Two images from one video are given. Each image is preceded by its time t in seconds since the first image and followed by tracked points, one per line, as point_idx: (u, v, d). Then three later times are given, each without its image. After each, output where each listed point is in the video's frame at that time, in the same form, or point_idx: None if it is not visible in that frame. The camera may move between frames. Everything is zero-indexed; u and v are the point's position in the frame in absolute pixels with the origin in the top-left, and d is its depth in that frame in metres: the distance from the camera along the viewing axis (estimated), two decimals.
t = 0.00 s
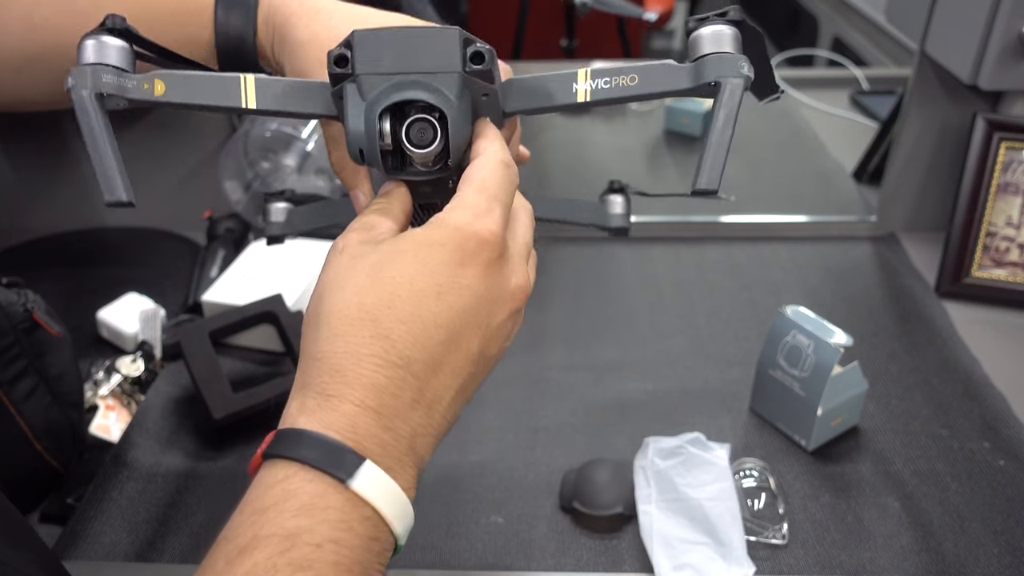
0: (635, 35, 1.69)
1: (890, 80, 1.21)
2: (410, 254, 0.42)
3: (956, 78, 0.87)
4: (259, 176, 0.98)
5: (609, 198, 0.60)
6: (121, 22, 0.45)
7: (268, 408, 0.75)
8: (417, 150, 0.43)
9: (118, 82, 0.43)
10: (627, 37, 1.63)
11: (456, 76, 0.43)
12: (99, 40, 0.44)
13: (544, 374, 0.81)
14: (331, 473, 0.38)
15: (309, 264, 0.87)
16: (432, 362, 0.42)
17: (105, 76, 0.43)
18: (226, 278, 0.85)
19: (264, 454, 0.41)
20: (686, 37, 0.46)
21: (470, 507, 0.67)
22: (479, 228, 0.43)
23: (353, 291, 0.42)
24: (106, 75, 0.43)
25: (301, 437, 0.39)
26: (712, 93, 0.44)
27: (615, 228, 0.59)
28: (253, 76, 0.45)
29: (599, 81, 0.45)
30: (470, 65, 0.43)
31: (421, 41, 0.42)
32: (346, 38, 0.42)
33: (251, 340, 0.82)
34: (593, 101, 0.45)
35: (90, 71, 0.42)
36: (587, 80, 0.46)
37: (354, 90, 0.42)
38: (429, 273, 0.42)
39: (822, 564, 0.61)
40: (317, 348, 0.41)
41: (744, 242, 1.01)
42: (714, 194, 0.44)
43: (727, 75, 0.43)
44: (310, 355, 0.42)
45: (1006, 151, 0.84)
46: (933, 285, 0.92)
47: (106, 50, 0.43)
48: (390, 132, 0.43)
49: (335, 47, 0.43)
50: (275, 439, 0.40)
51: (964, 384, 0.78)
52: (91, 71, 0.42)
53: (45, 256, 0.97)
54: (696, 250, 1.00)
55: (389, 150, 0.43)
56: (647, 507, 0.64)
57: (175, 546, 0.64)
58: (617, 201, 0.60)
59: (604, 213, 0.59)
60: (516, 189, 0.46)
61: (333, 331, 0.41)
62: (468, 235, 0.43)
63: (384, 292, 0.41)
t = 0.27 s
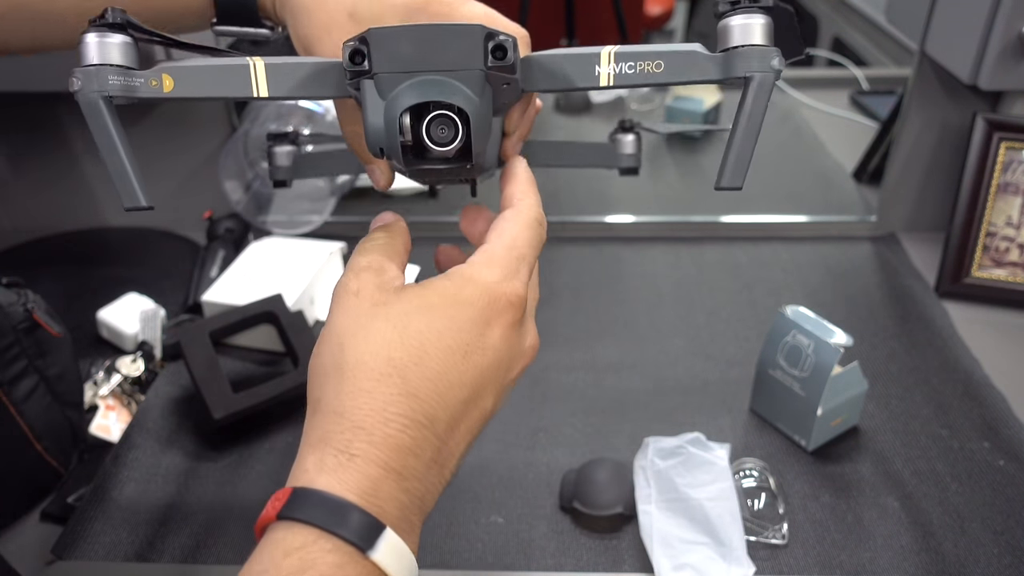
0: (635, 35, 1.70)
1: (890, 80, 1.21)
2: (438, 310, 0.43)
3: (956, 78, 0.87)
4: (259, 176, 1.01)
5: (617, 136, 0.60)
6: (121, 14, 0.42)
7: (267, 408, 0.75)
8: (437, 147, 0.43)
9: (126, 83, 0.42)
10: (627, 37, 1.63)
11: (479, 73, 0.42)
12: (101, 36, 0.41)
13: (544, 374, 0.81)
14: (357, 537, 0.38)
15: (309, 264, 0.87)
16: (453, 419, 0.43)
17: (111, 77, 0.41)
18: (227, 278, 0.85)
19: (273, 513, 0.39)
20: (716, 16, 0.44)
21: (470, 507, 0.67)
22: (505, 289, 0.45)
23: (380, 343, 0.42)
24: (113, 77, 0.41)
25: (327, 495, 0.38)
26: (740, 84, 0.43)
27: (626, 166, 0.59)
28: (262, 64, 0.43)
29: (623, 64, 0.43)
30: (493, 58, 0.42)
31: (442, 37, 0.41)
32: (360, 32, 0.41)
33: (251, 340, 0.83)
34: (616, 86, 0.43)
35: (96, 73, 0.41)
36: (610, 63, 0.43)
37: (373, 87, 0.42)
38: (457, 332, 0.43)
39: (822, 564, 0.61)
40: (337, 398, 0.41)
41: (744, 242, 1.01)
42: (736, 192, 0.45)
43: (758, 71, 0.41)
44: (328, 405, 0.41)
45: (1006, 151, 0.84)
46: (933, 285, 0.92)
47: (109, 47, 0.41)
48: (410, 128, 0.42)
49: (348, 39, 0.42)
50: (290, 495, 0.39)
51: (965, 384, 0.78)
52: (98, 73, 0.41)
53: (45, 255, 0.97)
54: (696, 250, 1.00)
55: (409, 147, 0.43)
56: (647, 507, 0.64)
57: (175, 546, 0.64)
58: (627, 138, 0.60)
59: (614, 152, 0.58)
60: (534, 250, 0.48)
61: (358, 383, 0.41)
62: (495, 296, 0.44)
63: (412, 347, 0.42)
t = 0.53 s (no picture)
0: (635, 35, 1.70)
1: (890, 80, 1.20)
2: (437, 350, 0.41)
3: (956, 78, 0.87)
4: (260, 176, 1.03)
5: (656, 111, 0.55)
6: (97, 39, 0.42)
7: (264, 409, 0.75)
8: (415, 179, 0.43)
9: (106, 110, 0.42)
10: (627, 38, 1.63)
11: (456, 110, 0.41)
12: (79, 63, 0.41)
13: (545, 374, 0.81)
14: None
15: (309, 264, 0.87)
16: (451, 459, 0.42)
17: (89, 106, 0.42)
18: (227, 278, 0.85)
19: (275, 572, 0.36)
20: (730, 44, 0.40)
21: (470, 507, 0.67)
22: (500, 323, 0.44)
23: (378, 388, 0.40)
24: (92, 106, 0.42)
25: (337, 556, 0.37)
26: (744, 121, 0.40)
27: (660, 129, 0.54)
28: (243, 76, 0.41)
29: (620, 90, 0.41)
30: (469, 93, 0.40)
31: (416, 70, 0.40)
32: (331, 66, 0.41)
33: (251, 340, 0.83)
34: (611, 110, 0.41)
35: (74, 102, 0.42)
36: (606, 84, 0.41)
37: (349, 120, 0.42)
38: (456, 372, 0.42)
39: (822, 564, 0.61)
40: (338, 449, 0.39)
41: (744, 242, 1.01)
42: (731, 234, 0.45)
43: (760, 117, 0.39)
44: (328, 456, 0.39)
45: (1006, 151, 0.84)
46: (933, 285, 0.92)
47: (86, 76, 0.42)
48: (388, 160, 0.42)
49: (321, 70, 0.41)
50: (292, 557, 0.36)
51: (965, 384, 0.78)
52: (75, 102, 0.42)
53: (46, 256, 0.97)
54: (696, 250, 1.00)
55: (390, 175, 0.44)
56: (647, 508, 0.64)
57: (174, 546, 0.64)
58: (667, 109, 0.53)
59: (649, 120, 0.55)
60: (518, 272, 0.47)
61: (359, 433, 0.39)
62: (491, 331, 0.43)
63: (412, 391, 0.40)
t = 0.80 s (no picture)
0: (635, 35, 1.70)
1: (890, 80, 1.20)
2: (458, 395, 0.41)
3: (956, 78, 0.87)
4: (260, 176, 1.03)
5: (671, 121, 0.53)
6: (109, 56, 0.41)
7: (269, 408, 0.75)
8: (436, 212, 0.43)
9: (115, 132, 0.41)
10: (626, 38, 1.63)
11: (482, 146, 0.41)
12: (88, 82, 0.40)
13: (545, 374, 0.81)
14: None
15: (309, 264, 0.87)
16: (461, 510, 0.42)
17: (98, 127, 0.41)
18: (226, 278, 0.85)
19: None
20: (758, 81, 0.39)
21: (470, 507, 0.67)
22: (517, 372, 0.44)
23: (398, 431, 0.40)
24: (101, 127, 0.41)
25: None
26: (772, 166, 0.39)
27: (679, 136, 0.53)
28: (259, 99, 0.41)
29: (645, 126, 0.40)
30: (496, 128, 0.40)
31: (444, 105, 0.39)
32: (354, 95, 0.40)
33: (250, 340, 0.83)
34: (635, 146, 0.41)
35: (83, 122, 0.40)
36: (630, 121, 0.40)
37: (370, 151, 0.42)
38: (473, 420, 0.42)
39: (822, 564, 0.61)
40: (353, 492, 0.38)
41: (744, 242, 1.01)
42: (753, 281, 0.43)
43: (788, 160, 0.38)
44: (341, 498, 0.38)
45: (1006, 151, 0.84)
46: (933, 285, 0.92)
47: (94, 94, 0.40)
48: (407, 193, 0.42)
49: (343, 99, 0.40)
50: None
51: (965, 384, 0.78)
52: (83, 122, 0.40)
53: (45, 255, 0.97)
54: (696, 250, 1.00)
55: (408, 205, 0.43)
56: (647, 507, 0.64)
57: (175, 546, 0.64)
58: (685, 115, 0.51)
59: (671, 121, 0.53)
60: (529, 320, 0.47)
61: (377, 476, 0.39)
62: (508, 379, 0.44)
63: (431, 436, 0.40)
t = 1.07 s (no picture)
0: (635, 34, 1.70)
1: (890, 80, 1.20)
2: (459, 460, 0.41)
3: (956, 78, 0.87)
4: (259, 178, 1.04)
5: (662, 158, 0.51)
6: (84, 93, 0.41)
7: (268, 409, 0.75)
8: (432, 270, 0.43)
9: (92, 175, 0.41)
10: (626, 37, 1.63)
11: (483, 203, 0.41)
12: (63, 121, 0.41)
13: (545, 374, 0.81)
14: None
15: (309, 264, 0.87)
16: None
17: (73, 171, 0.41)
18: (226, 279, 0.85)
19: None
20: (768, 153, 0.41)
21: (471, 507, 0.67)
22: (513, 437, 0.45)
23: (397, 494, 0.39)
24: (76, 169, 0.41)
25: None
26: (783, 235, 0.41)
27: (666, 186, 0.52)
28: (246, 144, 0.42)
29: (651, 186, 0.42)
30: (499, 188, 0.40)
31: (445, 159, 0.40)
32: (349, 147, 0.40)
33: (250, 340, 0.83)
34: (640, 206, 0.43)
35: (58, 165, 0.41)
36: (636, 181, 0.42)
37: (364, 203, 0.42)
38: (470, 486, 0.42)
39: (822, 564, 0.61)
40: (348, 560, 0.37)
41: (744, 242, 1.01)
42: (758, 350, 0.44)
43: (800, 231, 0.40)
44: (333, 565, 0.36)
45: (1006, 151, 0.84)
46: (933, 285, 0.92)
47: (69, 135, 0.41)
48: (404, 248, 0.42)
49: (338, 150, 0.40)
50: None
51: (965, 384, 0.78)
52: (58, 165, 0.41)
53: (45, 255, 0.97)
54: (696, 250, 1.00)
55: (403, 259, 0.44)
56: (647, 508, 0.64)
57: (174, 546, 0.64)
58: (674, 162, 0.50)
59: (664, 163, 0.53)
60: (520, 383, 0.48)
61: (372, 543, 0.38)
62: (505, 444, 0.44)
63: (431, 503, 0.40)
